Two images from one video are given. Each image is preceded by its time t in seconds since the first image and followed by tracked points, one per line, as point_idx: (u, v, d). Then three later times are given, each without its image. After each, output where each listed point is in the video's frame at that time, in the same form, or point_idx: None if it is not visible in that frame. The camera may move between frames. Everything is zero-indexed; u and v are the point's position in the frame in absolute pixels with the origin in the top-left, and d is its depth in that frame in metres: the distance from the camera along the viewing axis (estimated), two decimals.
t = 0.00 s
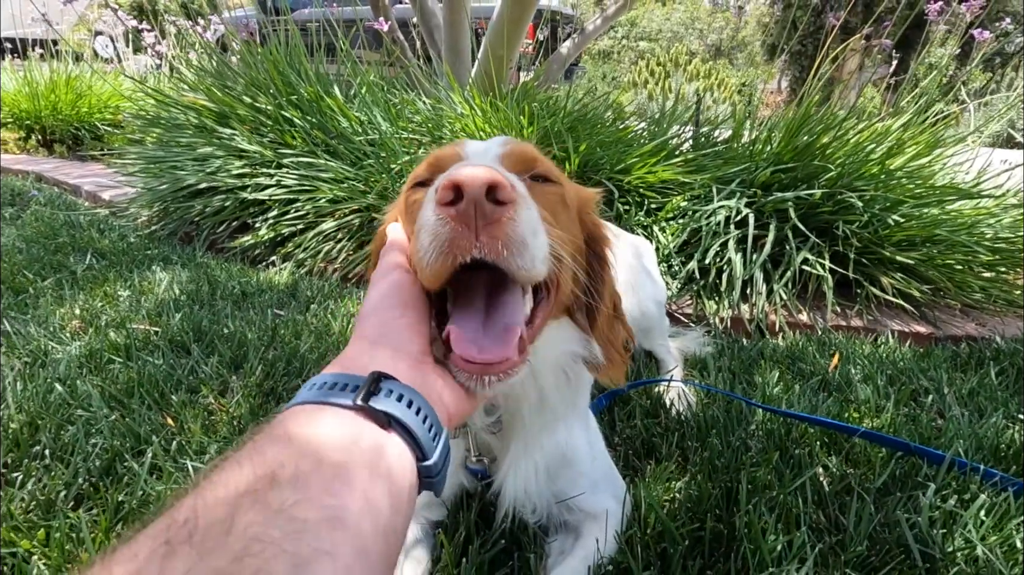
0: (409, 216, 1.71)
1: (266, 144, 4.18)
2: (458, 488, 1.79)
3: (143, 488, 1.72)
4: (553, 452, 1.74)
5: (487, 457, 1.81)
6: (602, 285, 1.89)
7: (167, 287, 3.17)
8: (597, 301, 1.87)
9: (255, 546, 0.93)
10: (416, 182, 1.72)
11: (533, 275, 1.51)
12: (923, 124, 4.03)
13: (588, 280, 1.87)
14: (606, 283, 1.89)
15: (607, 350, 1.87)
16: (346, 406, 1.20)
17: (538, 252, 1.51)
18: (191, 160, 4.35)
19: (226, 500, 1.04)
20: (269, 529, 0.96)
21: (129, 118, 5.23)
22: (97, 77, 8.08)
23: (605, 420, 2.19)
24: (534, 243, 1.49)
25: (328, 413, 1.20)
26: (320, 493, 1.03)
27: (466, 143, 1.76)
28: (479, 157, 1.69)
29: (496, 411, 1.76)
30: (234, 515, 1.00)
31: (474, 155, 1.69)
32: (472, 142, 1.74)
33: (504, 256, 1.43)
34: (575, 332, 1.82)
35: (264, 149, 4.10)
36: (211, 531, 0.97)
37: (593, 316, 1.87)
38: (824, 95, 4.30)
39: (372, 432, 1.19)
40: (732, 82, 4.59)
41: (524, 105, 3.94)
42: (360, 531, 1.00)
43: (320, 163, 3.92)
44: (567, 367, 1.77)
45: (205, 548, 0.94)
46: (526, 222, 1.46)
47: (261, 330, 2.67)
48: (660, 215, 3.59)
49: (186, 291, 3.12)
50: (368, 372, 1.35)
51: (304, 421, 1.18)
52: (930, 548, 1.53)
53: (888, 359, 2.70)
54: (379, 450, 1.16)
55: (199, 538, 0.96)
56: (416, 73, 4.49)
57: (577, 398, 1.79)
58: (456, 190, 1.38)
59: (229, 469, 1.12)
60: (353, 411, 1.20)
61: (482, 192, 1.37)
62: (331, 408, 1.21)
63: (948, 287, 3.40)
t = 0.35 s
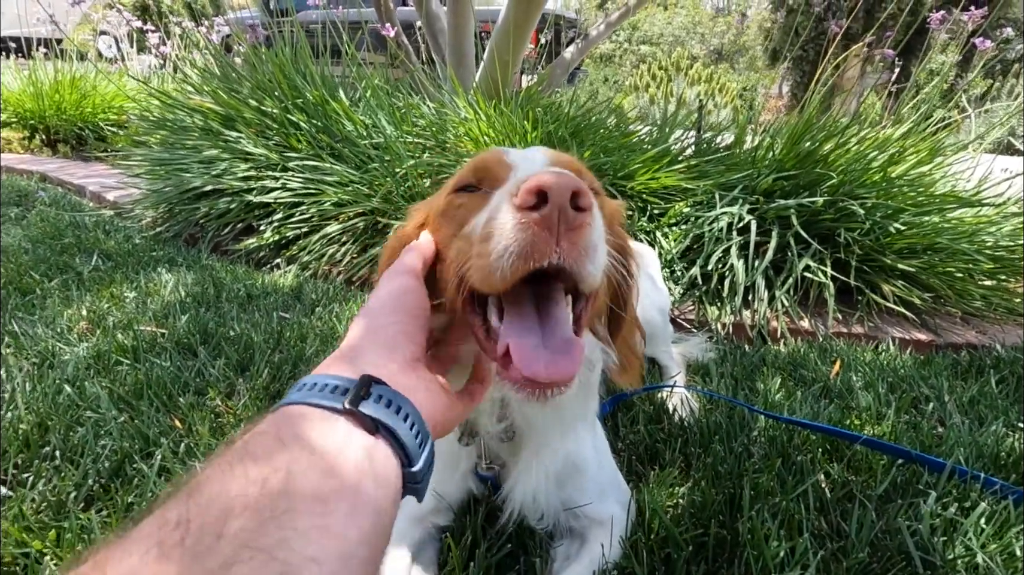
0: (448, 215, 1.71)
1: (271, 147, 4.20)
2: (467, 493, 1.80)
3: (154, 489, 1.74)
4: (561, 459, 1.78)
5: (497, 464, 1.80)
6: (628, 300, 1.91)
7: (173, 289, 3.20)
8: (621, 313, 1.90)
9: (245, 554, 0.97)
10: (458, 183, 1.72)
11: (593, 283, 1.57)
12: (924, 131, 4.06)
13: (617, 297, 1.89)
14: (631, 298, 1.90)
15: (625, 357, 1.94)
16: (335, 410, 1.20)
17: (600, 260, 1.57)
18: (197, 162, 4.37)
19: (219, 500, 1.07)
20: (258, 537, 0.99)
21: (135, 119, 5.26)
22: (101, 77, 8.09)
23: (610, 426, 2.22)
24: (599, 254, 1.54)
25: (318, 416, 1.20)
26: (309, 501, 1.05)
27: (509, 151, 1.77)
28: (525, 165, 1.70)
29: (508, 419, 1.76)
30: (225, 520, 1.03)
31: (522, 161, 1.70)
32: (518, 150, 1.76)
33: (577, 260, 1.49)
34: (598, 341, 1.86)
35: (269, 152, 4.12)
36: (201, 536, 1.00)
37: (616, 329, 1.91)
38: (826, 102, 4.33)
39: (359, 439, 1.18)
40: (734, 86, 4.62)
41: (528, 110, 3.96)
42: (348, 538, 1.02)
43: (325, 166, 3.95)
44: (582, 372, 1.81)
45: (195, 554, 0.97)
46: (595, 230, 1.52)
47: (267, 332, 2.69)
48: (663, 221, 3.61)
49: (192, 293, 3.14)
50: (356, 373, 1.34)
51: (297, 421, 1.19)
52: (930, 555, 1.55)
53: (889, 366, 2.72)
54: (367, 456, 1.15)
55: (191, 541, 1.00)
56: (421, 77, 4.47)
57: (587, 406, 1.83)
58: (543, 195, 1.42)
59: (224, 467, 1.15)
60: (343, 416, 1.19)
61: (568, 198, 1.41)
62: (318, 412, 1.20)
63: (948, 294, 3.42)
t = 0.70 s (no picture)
0: (446, 199, 1.71)
1: (273, 147, 4.21)
2: (466, 492, 1.80)
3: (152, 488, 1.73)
4: (560, 460, 1.77)
5: (498, 458, 1.81)
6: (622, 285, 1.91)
7: (174, 288, 3.19)
8: (615, 297, 1.89)
9: (219, 551, 0.92)
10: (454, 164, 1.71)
11: (588, 250, 1.56)
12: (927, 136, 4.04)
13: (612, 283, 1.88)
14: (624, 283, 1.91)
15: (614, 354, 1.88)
16: (321, 404, 1.19)
17: (594, 228, 1.57)
18: (199, 162, 4.38)
19: (194, 503, 1.04)
20: (238, 533, 0.96)
21: (138, 118, 5.26)
22: (105, 78, 8.09)
23: (610, 428, 2.22)
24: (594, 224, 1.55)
25: (303, 412, 1.19)
26: (290, 498, 1.03)
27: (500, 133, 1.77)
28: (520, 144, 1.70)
29: (507, 413, 1.76)
30: (200, 521, 0.99)
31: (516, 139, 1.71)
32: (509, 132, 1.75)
33: (573, 223, 1.49)
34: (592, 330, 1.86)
35: (271, 152, 4.13)
36: (173, 535, 0.97)
37: (609, 316, 1.90)
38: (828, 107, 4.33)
39: (348, 433, 1.18)
40: (734, 90, 4.62)
41: (530, 113, 3.96)
42: (328, 535, 1.00)
43: (327, 167, 3.95)
44: (574, 364, 1.78)
45: (167, 553, 0.93)
46: (590, 195, 1.52)
47: (268, 332, 2.69)
48: (664, 224, 3.61)
49: (192, 293, 3.14)
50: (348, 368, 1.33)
51: (278, 419, 1.17)
52: (930, 560, 1.55)
53: (890, 371, 2.72)
54: (353, 451, 1.15)
55: (164, 540, 0.96)
56: (423, 79, 4.49)
57: (586, 403, 1.82)
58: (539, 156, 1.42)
59: (196, 472, 1.11)
60: (329, 411, 1.19)
61: (560, 158, 1.42)
62: (304, 408, 1.20)
63: (949, 300, 3.42)
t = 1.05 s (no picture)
0: (430, 218, 1.74)
1: (274, 149, 4.22)
2: (461, 500, 1.81)
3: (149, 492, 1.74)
4: (556, 467, 1.78)
5: (492, 469, 1.83)
6: (612, 304, 1.92)
7: (173, 290, 3.20)
8: (606, 316, 1.90)
9: (228, 552, 0.93)
10: (439, 185, 1.75)
11: (557, 278, 1.55)
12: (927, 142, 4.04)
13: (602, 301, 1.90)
14: (612, 303, 1.91)
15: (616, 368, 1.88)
16: (329, 407, 1.20)
17: (564, 253, 1.55)
18: (200, 164, 4.39)
19: (203, 502, 1.04)
20: (247, 534, 0.97)
21: (139, 119, 5.27)
22: (106, 78, 8.10)
23: (606, 435, 2.22)
24: (561, 250, 1.53)
25: (310, 413, 1.20)
26: (298, 501, 1.05)
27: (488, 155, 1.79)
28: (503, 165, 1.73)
29: (501, 424, 1.79)
30: (211, 519, 1.00)
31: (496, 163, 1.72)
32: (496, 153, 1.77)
33: (535, 252, 1.48)
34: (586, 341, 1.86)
35: (272, 155, 4.13)
36: (183, 535, 0.97)
37: (604, 332, 1.89)
38: (828, 112, 4.33)
39: (353, 439, 1.18)
40: (735, 95, 4.57)
41: (531, 117, 3.97)
42: (333, 538, 1.02)
43: (327, 169, 3.96)
44: (571, 374, 1.81)
45: (176, 553, 0.93)
46: (556, 223, 1.51)
47: (267, 335, 2.68)
48: (664, 229, 3.61)
49: (192, 295, 3.14)
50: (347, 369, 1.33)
51: (285, 421, 1.18)
52: (927, 569, 1.55)
53: (889, 378, 2.72)
54: (358, 456, 1.15)
55: (177, 538, 0.97)
56: (424, 83, 4.50)
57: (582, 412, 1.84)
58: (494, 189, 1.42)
59: (205, 471, 1.12)
60: (336, 414, 1.20)
61: (519, 188, 1.41)
62: (309, 407, 1.20)
63: (948, 307, 3.42)
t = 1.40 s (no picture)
0: (452, 225, 1.74)
1: (279, 152, 4.22)
2: (469, 507, 1.81)
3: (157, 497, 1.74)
4: (565, 476, 1.78)
5: (502, 477, 1.82)
6: (630, 316, 1.93)
7: (178, 293, 3.20)
8: (624, 329, 1.91)
9: None
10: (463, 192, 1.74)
11: (589, 292, 1.56)
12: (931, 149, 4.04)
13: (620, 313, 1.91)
14: (632, 315, 1.92)
15: (628, 375, 1.88)
16: (320, 429, 1.21)
17: (595, 267, 1.57)
18: (205, 166, 4.39)
19: (192, 528, 1.01)
20: (239, 561, 0.95)
21: (143, 121, 5.28)
22: (110, 80, 8.11)
23: (613, 441, 2.22)
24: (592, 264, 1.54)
25: (302, 435, 1.20)
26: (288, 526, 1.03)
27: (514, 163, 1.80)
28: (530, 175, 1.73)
29: (513, 434, 1.79)
30: (199, 546, 0.98)
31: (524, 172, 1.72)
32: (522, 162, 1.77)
33: (569, 266, 1.49)
34: (599, 352, 1.86)
35: (277, 158, 4.14)
36: (173, 561, 0.94)
37: (621, 345, 1.90)
38: (832, 118, 4.34)
39: (344, 462, 1.20)
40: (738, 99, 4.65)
41: (535, 122, 3.98)
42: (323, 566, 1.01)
43: (332, 173, 3.96)
44: (583, 385, 1.83)
45: None
46: (590, 238, 1.52)
47: (272, 338, 2.69)
48: (668, 235, 3.61)
49: (197, 298, 3.14)
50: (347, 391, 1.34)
51: (278, 444, 1.18)
52: None
53: (894, 386, 2.72)
54: (350, 480, 1.18)
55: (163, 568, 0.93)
56: (429, 87, 4.50)
57: (593, 420, 1.83)
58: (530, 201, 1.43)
59: (194, 495, 1.09)
60: (328, 436, 1.21)
61: (558, 203, 1.42)
62: (302, 428, 1.21)
63: (952, 314, 3.43)
